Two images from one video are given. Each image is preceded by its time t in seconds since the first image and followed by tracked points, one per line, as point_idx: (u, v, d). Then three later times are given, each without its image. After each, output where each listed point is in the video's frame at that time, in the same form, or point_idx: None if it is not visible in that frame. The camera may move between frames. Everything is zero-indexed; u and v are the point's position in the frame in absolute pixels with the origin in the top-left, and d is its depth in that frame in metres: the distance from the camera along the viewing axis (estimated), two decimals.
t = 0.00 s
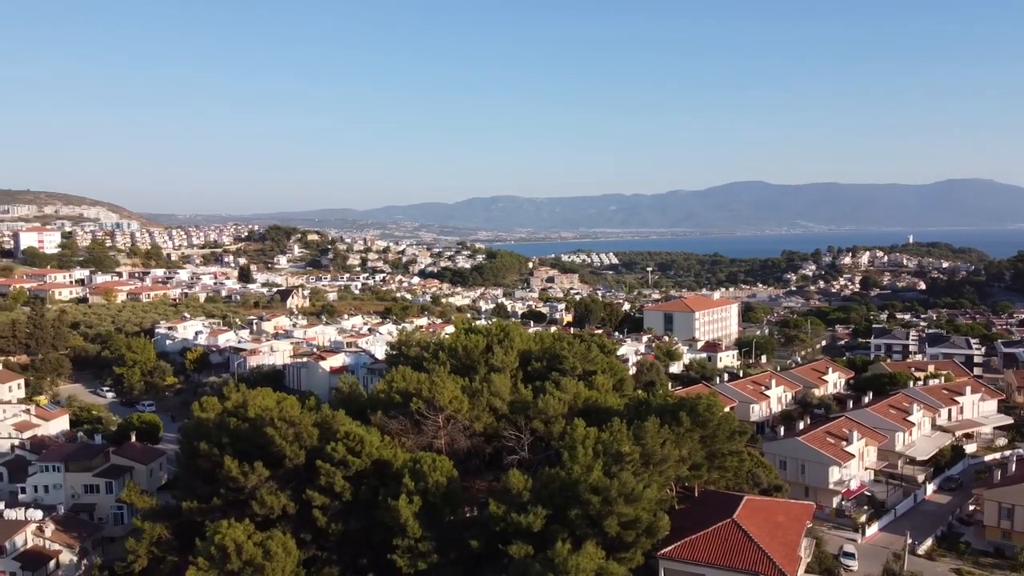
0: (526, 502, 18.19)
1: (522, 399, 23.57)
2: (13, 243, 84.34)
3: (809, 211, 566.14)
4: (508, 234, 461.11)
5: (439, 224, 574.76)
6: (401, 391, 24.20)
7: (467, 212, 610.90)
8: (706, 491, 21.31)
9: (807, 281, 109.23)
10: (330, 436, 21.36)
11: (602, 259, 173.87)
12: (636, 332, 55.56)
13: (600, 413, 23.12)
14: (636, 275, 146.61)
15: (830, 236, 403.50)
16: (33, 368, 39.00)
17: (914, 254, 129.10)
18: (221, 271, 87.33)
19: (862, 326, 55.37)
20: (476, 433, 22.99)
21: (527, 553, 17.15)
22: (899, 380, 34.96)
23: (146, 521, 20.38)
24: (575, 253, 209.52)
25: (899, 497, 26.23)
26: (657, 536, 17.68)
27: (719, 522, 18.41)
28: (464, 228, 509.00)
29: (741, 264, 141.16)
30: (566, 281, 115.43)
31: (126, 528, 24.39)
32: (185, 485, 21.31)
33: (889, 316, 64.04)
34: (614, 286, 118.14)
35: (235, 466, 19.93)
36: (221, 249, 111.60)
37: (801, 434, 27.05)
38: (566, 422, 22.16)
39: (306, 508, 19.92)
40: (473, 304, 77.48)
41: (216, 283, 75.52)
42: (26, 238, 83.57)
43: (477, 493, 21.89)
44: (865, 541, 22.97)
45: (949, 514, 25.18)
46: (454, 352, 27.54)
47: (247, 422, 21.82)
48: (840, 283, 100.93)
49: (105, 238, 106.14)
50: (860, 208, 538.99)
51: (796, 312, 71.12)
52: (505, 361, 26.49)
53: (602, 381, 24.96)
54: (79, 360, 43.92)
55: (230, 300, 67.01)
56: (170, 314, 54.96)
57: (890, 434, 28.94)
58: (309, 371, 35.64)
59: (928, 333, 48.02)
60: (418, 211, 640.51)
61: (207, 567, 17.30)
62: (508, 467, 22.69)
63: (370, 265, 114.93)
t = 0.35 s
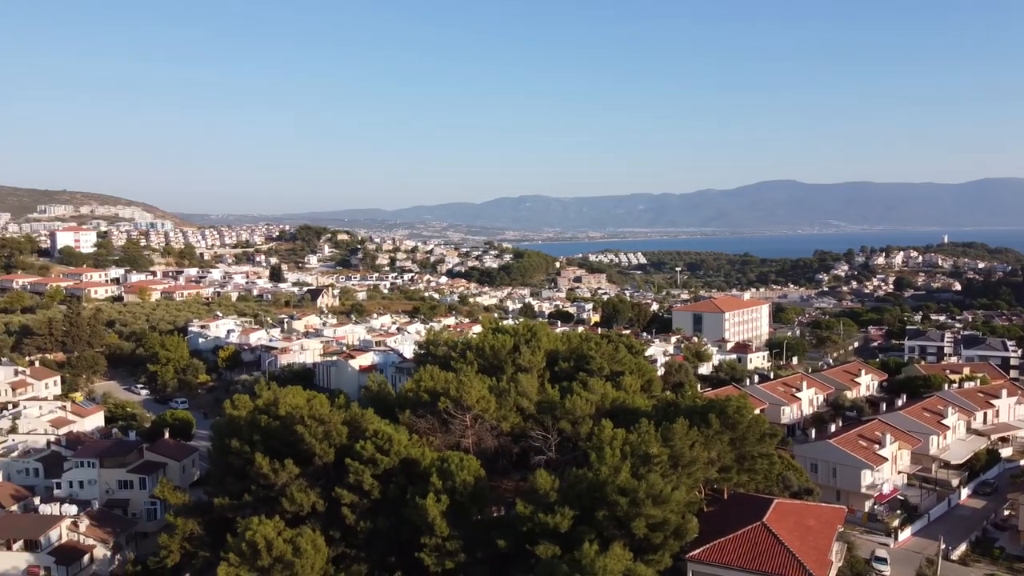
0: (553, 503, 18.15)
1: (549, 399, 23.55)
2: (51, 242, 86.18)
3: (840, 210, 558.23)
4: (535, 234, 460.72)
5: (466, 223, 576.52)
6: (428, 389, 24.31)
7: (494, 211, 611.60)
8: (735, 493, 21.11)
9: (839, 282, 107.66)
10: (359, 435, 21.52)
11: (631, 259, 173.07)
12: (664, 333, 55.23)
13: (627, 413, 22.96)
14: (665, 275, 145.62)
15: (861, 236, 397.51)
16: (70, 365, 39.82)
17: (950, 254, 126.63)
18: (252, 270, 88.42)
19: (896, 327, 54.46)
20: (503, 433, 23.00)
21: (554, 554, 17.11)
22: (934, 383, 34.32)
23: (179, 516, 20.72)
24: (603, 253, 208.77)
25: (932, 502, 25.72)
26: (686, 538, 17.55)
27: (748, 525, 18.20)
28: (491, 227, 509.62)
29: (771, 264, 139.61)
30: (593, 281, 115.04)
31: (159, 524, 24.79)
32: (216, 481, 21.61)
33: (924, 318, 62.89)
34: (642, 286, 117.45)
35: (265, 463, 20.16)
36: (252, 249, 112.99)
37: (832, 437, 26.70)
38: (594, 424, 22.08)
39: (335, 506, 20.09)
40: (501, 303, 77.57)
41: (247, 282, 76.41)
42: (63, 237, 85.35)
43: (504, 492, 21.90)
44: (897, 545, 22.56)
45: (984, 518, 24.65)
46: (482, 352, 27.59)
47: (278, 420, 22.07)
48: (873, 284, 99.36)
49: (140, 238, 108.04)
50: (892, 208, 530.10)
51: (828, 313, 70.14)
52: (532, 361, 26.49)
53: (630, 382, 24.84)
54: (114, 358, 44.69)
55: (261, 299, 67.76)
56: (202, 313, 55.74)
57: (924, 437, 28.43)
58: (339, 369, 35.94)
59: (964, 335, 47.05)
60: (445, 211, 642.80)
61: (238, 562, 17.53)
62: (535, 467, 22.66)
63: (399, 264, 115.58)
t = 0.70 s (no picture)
0: (580, 504, 18.07)
1: (576, 399, 23.48)
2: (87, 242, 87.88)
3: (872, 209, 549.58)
4: (562, 233, 459.82)
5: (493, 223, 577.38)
6: (456, 389, 24.35)
7: (521, 211, 611.77)
8: (765, 496, 20.87)
9: (872, 283, 105.98)
10: (387, 433, 21.66)
11: (659, 259, 172.04)
12: (693, 333, 54.82)
13: (655, 414, 22.82)
14: (694, 275, 144.51)
15: (894, 236, 390.95)
16: (104, 362, 40.64)
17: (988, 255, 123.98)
18: (283, 269, 89.41)
19: (930, 329, 53.46)
20: (530, 433, 22.98)
21: (582, 554, 17.04)
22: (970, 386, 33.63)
23: (211, 512, 21.00)
24: (630, 253, 207.86)
25: (967, 506, 25.17)
26: (715, 541, 17.36)
27: (779, 528, 17.96)
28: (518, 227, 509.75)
29: (803, 264, 137.82)
30: (621, 281, 114.53)
31: (192, 519, 25.16)
32: (247, 478, 21.87)
33: (960, 319, 61.67)
34: (671, 286, 116.70)
35: (296, 460, 20.37)
36: (283, 248, 114.23)
37: (865, 440, 26.31)
38: (621, 425, 21.96)
39: (364, 503, 20.21)
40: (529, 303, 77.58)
41: (278, 281, 77.29)
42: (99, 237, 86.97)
43: (531, 492, 21.88)
44: (930, 550, 22.12)
45: (1020, 524, 24.08)
46: (509, 352, 27.61)
47: (308, 418, 22.31)
48: (908, 284, 97.63)
49: (173, 238, 109.81)
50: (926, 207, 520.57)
51: (861, 314, 69.11)
52: (560, 361, 26.44)
53: (658, 382, 24.69)
54: (148, 355, 45.46)
55: (291, 298, 68.48)
56: (234, 312, 56.50)
57: (959, 441, 27.87)
58: (368, 368, 36.19)
59: (1001, 337, 46.04)
60: (472, 211, 644.48)
61: (269, 558, 17.74)
62: (562, 467, 22.60)
63: (427, 264, 116.08)
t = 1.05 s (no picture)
0: (608, 505, 17.95)
1: (603, 400, 23.39)
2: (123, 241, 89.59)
3: (905, 209, 540.32)
4: (589, 233, 458.41)
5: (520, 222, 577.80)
6: (483, 388, 24.37)
7: (549, 211, 611.56)
8: (796, 500, 20.59)
9: (906, 283, 104.29)
10: (415, 432, 21.75)
11: (688, 259, 170.90)
12: (723, 334, 54.35)
13: (684, 415, 22.62)
14: (723, 275, 143.32)
15: (928, 237, 383.94)
16: (139, 360, 41.39)
17: None
18: (313, 269, 90.36)
19: (966, 331, 52.42)
20: (557, 433, 22.92)
21: (609, 556, 16.94)
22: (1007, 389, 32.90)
23: (241, 508, 21.28)
24: (659, 253, 206.80)
25: (1003, 511, 24.60)
26: (744, 544, 17.12)
27: (809, 532, 17.73)
28: (546, 227, 509.69)
29: (835, 264, 136.00)
30: (650, 281, 113.96)
31: (223, 515, 25.49)
32: (278, 475, 22.10)
33: (997, 321, 60.39)
34: (700, 287, 115.88)
35: (325, 458, 20.55)
36: (313, 248, 115.42)
37: (898, 443, 25.86)
38: (649, 426, 21.80)
39: (392, 501, 20.31)
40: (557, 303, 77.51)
41: (308, 280, 78.14)
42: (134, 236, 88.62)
43: (558, 492, 21.83)
44: (964, 555, 21.67)
45: None
46: (537, 352, 27.60)
47: (337, 416, 22.52)
48: (943, 285, 95.89)
49: (206, 238, 111.55)
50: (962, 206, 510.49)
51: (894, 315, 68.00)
52: (587, 362, 26.37)
53: (687, 384, 24.51)
54: (182, 353, 46.26)
55: (322, 297, 69.18)
56: (266, 310, 57.23)
57: (995, 445, 27.28)
58: (396, 367, 36.38)
59: None
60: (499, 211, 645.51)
61: (299, 554, 17.91)
62: (589, 468, 22.50)
63: (455, 263, 116.54)
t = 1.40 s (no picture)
0: (636, 506, 17.86)
1: (631, 401, 23.28)
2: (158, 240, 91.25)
3: (940, 208, 530.31)
4: (616, 233, 456.36)
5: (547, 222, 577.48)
6: (511, 388, 24.42)
7: (576, 211, 610.36)
8: (828, 503, 20.30)
9: (941, 284, 102.38)
10: (443, 431, 21.85)
11: (718, 258, 169.55)
12: (753, 335, 53.81)
13: (714, 417, 22.42)
14: (753, 275, 141.93)
15: (964, 237, 376.44)
16: (173, 358, 42.07)
17: None
18: (343, 268, 91.18)
19: (1005, 333, 51.27)
20: (585, 434, 22.86)
21: (637, 558, 16.85)
22: None
23: (272, 505, 21.53)
24: (688, 253, 205.38)
25: None
26: (775, 548, 16.91)
27: (841, 536, 17.47)
28: (574, 226, 508.72)
29: (868, 264, 133.96)
30: (678, 281, 113.22)
31: (254, 512, 25.81)
32: (309, 472, 22.34)
33: None
34: (729, 287, 114.90)
35: (355, 456, 20.73)
36: (343, 247, 116.46)
37: (933, 447, 25.39)
38: (678, 428, 21.63)
39: (420, 500, 20.41)
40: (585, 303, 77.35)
41: (339, 280, 78.84)
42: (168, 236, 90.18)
43: (586, 493, 21.77)
44: (1001, 561, 21.20)
45: None
46: (564, 352, 27.54)
47: (367, 414, 22.72)
48: (980, 286, 93.92)
49: (239, 237, 113.12)
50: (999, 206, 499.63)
51: (930, 316, 66.75)
52: (615, 362, 26.24)
53: (717, 386, 24.29)
54: (215, 351, 46.95)
55: (352, 296, 69.75)
56: (297, 309, 57.86)
57: None
58: (424, 366, 36.55)
59: None
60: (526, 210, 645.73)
61: (328, 552, 18.06)
62: (618, 469, 22.42)
63: (483, 263, 116.81)
